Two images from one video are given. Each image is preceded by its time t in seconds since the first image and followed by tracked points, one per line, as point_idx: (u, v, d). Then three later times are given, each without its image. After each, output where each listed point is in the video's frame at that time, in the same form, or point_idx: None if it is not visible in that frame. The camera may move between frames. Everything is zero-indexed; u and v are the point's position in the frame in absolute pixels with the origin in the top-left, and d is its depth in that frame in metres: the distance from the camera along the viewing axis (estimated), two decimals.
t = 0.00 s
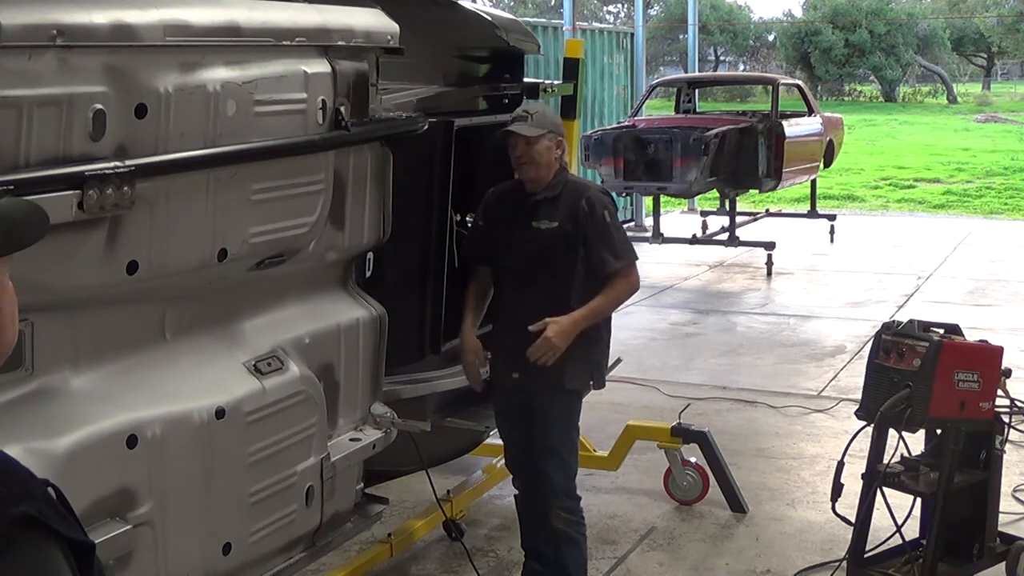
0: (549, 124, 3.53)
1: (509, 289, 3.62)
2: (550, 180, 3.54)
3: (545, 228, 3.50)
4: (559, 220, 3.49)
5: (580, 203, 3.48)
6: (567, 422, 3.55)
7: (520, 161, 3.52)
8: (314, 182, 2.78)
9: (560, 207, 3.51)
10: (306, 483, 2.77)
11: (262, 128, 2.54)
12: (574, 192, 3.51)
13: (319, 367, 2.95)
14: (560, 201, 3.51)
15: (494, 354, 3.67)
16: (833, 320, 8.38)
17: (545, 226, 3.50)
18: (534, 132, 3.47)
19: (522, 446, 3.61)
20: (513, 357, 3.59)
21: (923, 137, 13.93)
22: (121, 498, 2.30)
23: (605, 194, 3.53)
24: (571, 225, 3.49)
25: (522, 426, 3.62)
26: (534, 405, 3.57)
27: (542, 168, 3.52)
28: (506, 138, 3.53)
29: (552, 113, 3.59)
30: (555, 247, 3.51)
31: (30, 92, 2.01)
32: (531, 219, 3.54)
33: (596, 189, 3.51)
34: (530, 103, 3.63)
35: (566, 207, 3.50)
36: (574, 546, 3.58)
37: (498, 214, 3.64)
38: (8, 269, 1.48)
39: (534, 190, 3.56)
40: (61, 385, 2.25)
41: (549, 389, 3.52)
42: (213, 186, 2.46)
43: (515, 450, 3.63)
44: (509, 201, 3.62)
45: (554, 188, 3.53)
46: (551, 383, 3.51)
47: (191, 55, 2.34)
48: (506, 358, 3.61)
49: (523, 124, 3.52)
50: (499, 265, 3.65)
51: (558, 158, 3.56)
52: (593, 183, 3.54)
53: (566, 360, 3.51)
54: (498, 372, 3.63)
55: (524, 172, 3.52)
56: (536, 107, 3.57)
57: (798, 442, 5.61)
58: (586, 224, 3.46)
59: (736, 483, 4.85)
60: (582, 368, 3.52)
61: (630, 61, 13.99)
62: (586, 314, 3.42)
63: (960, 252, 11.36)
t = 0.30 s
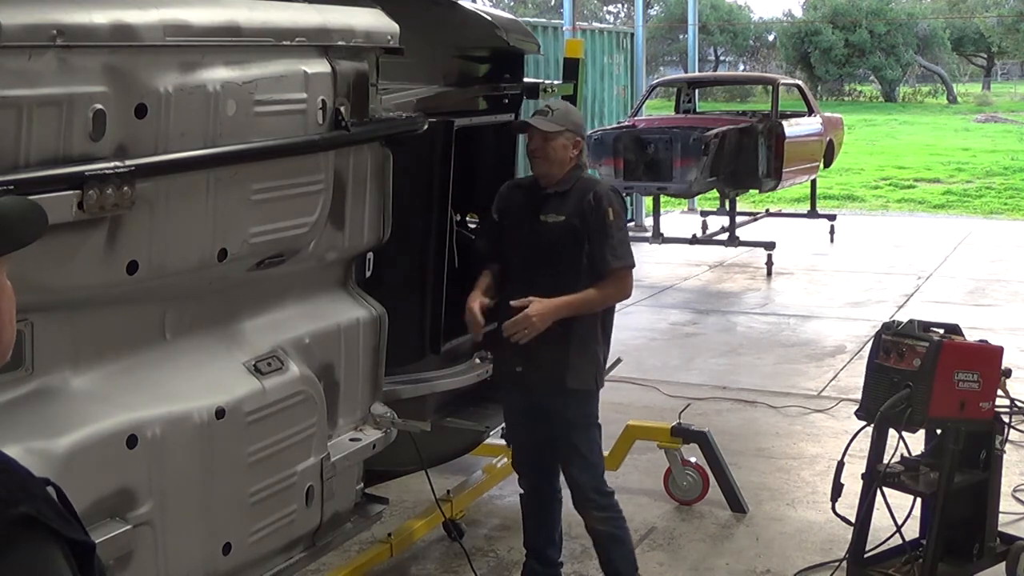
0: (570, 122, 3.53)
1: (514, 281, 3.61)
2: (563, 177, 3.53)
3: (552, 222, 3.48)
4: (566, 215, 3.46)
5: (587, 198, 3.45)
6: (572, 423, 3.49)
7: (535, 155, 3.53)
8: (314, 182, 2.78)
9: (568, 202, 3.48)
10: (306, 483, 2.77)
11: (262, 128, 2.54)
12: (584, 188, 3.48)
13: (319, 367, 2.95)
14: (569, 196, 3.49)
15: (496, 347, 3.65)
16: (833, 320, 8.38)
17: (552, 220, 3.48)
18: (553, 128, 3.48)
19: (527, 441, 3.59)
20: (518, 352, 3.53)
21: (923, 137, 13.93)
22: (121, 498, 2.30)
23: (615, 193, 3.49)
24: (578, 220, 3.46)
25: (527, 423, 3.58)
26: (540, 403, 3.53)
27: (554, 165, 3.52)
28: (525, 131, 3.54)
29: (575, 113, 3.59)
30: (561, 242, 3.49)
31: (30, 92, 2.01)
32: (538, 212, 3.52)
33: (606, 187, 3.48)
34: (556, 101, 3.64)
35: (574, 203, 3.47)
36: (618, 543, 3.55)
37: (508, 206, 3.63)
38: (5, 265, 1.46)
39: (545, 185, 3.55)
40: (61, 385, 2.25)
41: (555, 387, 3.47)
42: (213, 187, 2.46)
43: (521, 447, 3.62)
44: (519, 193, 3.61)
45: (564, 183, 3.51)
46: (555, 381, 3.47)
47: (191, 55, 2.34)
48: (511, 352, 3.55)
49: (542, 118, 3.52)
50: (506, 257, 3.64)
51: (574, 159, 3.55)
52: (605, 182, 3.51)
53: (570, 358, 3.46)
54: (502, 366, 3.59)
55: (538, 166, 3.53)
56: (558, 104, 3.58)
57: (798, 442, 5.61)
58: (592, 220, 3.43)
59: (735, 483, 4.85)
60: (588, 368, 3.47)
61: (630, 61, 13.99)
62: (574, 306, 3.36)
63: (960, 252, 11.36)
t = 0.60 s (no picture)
0: (593, 124, 3.51)
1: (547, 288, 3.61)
2: (590, 181, 3.51)
3: (581, 229, 3.48)
4: (596, 221, 3.45)
5: (615, 203, 3.42)
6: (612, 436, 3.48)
7: (559, 161, 3.53)
8: (314, 182, 2.78)
9: (597, 207, 3.46)
10: (306, 483, 2.77)
11: (262, 128, 2.54)
12: (611, 193, 3.45)
13: (320, 367, 2.95)
14: (596, 201, 3.46)
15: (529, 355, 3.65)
16: (833, 320, 8.38)
17: (581, 227, 3.47)
18: (573, 133, 3.47)
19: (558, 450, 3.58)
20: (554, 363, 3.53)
21: (923, 137, 13.93)
22: (121, 498, 2.30)
23: (644, 195, 3.45)
24: (607, 226, 3.43)
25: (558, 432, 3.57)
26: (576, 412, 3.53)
27: (579, 170, 3.50)
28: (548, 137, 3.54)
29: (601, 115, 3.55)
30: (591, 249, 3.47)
31: (30, 92, 2.01)
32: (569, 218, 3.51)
33: (634, 191, 3.44)
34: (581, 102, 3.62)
35: (602, 207, 3.45)
36: (633, 547, 3.54)
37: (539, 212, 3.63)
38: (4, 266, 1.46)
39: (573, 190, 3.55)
40: (61, 385, 2.25)
41: (592, 398, 3.47)
42: (213, 186, 2.46)
43: (549, 457, 3.59)
44: (550, 199, 3.60)
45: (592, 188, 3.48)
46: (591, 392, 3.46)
47: (191, 55, 2.34)
48: (547, 364, 3.55)
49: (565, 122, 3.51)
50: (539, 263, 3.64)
51: (600, 160, 3.51)
52: (634, 185, 3.47)
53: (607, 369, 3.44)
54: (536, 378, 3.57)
55: (563, 170, 3.52)
56: (582, 106, 3.55)
57: (798, 442, 5.61)
58: (621, 226, 3.40)
59: (735, 483, 4.85)
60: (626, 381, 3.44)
61: (630, 61, 14.01)
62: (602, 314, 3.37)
63: (960, 252, 11.36)
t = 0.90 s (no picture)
0: (646, 129, 3.45)
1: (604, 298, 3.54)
2: (641, 184, 3.46)
3: (646, 239, 3.43)
4: (662, 231, 3.41)
5: (682, 212, 3.40)
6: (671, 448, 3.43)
7: (609, 166, 3.46)
8: (314, 182, 2.78)
9: (661, 216, 3.43)
10: (306, 483, 2.77)
11: (262, 128, 2.54)
12: (676, 200, 3.42)
13: (320, 367, 2.95)
14: (660, 209, 3.43)
15: (579, 368, 3.58)
16: (833, 320, 8.37)
17: (646, 237, 3.43)
18: (623, 138, 3.40)
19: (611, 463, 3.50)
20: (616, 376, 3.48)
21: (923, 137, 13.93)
22: (121, 498, 2.30)
23: (707, 201, 3.45)
24: (674, 236, 3.41)
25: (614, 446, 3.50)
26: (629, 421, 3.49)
27: (635, 177, 3.44)
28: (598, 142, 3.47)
29: (652, 118, 3.50)
30: (656, 259, 3.44)
31: (30, 92, 2.01)
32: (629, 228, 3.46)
33: (699, 198, 3.43)
34: (626, 104, 3.55)
35: (668, 216, 3.42)
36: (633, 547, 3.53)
37: (591, 220, 3.56)
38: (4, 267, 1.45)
39: (626, 197, 3.49)
40: (61, 385, 2.25)
41: (652, 410, 3.42)
42: (214, 187, 2.46)
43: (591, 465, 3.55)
44: (603, 206, 3.53)
45: (653, 196, 3.44)
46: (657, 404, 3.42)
47: (191, 55, 2.34)
48: (609, 378, 3.49)
49: (619, 128, 3.44)
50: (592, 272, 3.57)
51: (651, 164, 3.47)
52: (695, 191, 3.46)
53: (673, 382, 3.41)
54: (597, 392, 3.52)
55: (614, 177, 3.45)
56: (633, 110, 3.48)
57: (798, 442, 5.61)
58: (691, 236, 3.38)
59: (735, 483, 4.85)
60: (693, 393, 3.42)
61: (630, 61, 14.02)
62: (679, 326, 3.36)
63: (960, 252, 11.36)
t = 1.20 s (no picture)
0: (676, 130, 3.41)
1: (624, 300, 3.52)
2: (666, 186, 3.43)
3: (674, 243, 3.41)
4: (692, 236, 3.40)
5: (714, 219, 3.39)
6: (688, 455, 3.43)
7: (634, 166, 3.42)
8: (314, 182, 2.78)
9: (690, 221, 3.41)
10: (306, 482, 2.77)
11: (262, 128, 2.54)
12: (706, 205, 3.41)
13: (319, 367, 2.95)
14: (689, 214, 3.41)
15: (596, 371, 3.55)
16: (833, 320, 8.37)
17: (674, 242, 3.41)
18: (651, 139, 3.36)
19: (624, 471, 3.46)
20: (634, 382, 3.46)
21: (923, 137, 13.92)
22: (121, 499, 2.30)
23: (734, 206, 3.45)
24: (703, 242, 3.40)
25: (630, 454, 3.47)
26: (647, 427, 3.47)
27: (661, 178, 3.41)
28: (626, 140, 3.42)
29: (680, 118, 3.46)
30: (683, 264, 3.43)
31: (30, 92, 2.01)
32: (655, 231, 3.43)
33: (728, 202, 3.43)
34: (654, 101, 3.49)
35: (697, 222, 3.41)
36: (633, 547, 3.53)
37: (614, 221, 3.51)
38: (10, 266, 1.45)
39: (649, 197, 3.46)
40: (61, 385, 2.25)
41: (672, 414, 3.42)
42: (214, 187, 2.46)
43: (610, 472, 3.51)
44: (627, 207, 3.49)
45: (682, 200, 3.42)
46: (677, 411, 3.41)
47: (191, 55, 2.34)
48: (628, 383, 3.47)
49: (650, 127, 3.39)
50: (612, 273, 3.54)
51: (677, 166, 3.43)
52: (722, 194, 3.46)
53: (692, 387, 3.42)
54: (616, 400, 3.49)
55: (638, 177, 3.41)
56: (663, 109, 3.44)
57: (798, 442, 5.61)
58: (721, 242, 3.38)
59: (735, 483, 4.85)
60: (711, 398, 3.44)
61: (630, 61, 14.02)
62: (704, 331, 3.38)
63: (960, 252, 11.36)
